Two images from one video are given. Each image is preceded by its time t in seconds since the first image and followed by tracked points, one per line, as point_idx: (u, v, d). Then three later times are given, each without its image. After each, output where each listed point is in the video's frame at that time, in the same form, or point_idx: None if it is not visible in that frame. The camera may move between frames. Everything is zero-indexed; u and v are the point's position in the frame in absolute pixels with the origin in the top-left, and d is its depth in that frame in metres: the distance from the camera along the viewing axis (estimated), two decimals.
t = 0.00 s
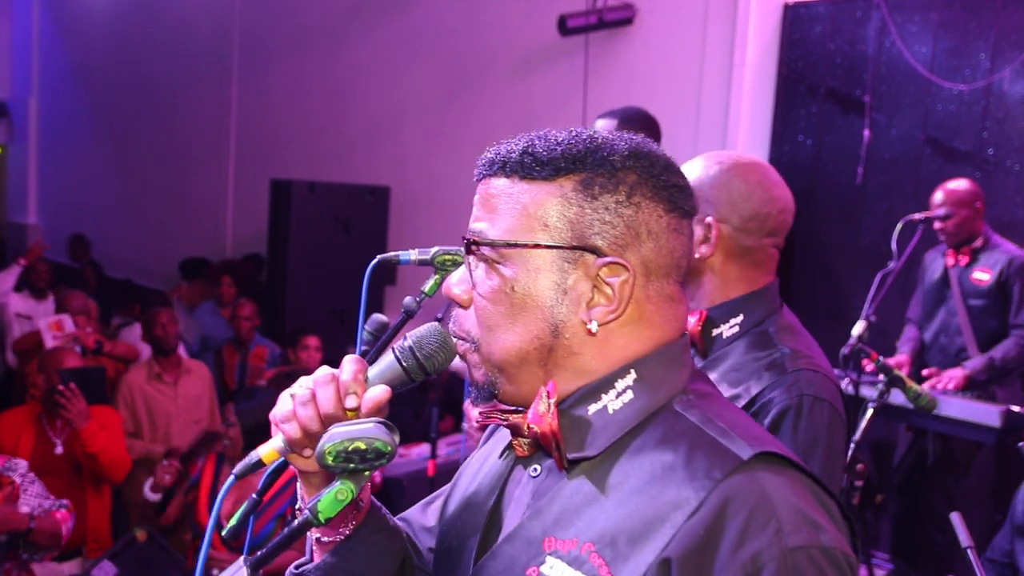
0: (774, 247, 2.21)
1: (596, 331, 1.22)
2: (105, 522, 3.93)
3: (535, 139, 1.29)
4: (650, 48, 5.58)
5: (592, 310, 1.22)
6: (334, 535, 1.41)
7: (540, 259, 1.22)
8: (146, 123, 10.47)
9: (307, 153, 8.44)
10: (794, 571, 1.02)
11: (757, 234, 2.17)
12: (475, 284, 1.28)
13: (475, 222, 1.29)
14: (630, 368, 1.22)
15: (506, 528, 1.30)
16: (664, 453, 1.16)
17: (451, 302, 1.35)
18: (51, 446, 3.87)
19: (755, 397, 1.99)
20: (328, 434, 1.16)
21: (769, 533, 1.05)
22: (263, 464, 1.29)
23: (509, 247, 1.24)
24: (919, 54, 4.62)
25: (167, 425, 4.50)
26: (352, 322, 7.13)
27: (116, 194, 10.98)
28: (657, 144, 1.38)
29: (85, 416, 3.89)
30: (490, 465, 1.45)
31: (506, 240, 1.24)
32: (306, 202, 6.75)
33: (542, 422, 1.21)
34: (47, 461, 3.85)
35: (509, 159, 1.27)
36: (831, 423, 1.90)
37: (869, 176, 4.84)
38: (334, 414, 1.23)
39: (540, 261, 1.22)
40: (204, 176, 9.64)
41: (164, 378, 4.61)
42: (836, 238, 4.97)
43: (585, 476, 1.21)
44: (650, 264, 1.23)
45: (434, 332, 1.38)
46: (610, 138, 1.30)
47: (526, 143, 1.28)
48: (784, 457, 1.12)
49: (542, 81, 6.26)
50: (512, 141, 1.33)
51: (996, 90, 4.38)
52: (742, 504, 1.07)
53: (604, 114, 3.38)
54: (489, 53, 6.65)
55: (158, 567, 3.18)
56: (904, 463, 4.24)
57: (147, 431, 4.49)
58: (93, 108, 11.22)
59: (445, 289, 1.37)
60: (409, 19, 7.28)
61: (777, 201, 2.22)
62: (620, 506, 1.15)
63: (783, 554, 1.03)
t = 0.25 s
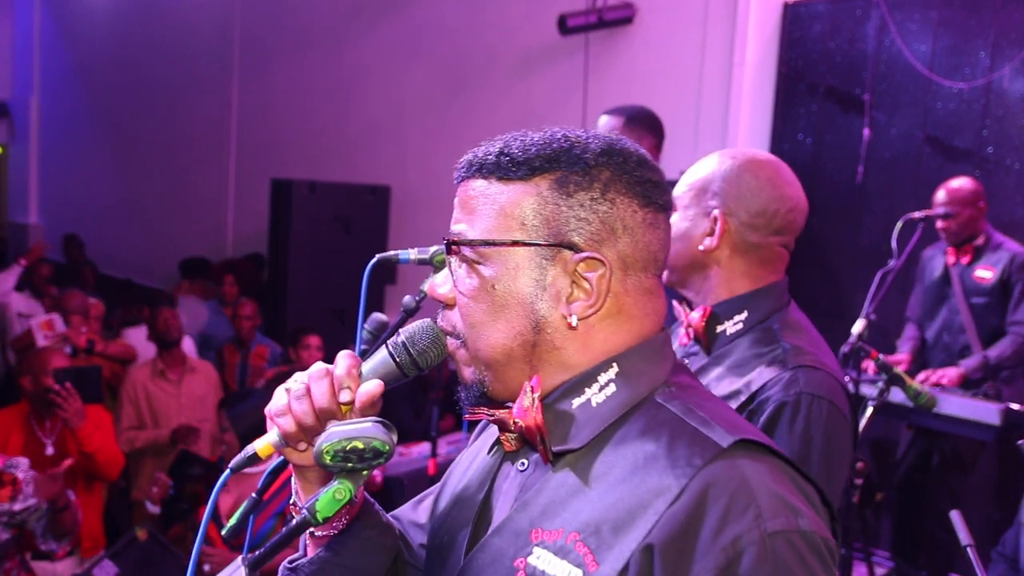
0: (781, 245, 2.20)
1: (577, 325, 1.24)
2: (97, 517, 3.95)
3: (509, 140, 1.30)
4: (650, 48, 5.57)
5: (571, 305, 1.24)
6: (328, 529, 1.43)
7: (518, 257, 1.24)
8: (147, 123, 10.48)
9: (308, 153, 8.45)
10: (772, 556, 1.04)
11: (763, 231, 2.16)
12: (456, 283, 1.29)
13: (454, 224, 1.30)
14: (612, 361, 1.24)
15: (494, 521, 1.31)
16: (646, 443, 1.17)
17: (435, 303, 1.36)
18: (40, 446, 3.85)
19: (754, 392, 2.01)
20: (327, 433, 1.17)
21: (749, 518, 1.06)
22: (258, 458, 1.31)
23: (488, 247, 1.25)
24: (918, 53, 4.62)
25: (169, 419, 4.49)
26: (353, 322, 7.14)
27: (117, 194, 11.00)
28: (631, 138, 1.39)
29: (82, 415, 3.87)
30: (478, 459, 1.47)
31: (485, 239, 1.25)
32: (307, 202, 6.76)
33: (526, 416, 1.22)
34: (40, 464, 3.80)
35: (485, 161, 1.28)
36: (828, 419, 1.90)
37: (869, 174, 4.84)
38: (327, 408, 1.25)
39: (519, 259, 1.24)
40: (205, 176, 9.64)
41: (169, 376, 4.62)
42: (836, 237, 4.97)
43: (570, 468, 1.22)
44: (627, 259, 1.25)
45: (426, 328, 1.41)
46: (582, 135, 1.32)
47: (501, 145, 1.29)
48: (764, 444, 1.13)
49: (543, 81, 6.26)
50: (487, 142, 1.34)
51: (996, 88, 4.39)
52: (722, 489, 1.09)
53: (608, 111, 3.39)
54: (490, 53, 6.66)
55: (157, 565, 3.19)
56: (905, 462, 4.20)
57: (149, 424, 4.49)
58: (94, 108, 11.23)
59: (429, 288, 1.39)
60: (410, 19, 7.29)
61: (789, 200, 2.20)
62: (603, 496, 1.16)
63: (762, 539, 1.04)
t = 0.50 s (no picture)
0: (787, 246, 2.19)
1: (571, 324, 1.24)
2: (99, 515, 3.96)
3: (501, 142, 1.30)
4: (650, 46, 5.59)
5: (565, 304, 1.23)
6: (331, 535, 1.42)
7: (512, 258, 1.24)
8: (148, 122, 10.48)
9: (309, 152, 8.45)
10: (765, 547, 1.05)
11: (768, 232, 2.16)
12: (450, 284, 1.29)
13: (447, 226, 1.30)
14: (605, 359, 1.24)
15: (490, 518, 1.30)
16: (639, 438, 1.17)
17: (430, 304, 1.35)
18: (34, 444, 3.81)
19: (758, 388, 2.00)
20: (328, 431, 1.17)
21: (742, 509, 1.07)
22: (262, 467, 1.30)
23: (482, 248, 1.25)
24: (919, 51, 4.62)
25: (173, 421, 4.50)
26: (353, 320, 7.15)
27: (118, 192, 11.00)
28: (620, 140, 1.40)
29: (78, 414, 3.91)
30: (475, 459, 1.45)
31: (478, 241, 1.25)
32: (307, 201, 6.75)
33: (521, 414, 1.23)
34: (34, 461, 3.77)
35: (477, 164, 1.28)
36: (833, 415, 1.90)
37: (870, 173, 4.84)
38: (331, 416, 1.25)
39: (513, 260, 1.24)
40: (205, 175, 9.64)
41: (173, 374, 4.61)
42: (837, 236, 4.97)
43: (564, 463, 1.21)
44: (619, 258, 1.25)
45: (425, 335, 1.37)
46: (572, 137, 1.32)
47: (492, 148, 1.29)
48: (756, 437, 1.14)
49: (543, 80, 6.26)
50: (478, 146, 1.34)
51: (997, 86, 4.38)
52: (716, 483, 1.09)
53: (612, 109, 3.40)
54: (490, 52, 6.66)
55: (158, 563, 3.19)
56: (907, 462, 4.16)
57: (153, 423, 4.49)
58: (94, 107, 11.23)
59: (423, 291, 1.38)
60: (410, 18, 7.28)
61: (796, 201, 2.20)
62: (597, 490, 1.16)
63: (755, 530, 1.05)
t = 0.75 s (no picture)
0: (795, 246, 2.19)
1: (575, 322, 1.24)
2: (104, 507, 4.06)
3: (512, 140, 1.30)
4: (651, 45, 5.59)
5: (570, 302, 1.24)
6: (335, 529, 1.43)
7: (519, 255, 1.24)
8: (148, 121, 10.48)
9: (309, 151, 8.45)
10: (767, 546, 1.04)
11: (776, 231, 2.16)
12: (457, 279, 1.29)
13: (455, 221, 1.30)
14: (608, 358, 1.24)
15: (493, 517, 1.30)
16: (643, 437, 1.17)
17: (436, 300, 1.35)
18: (36, 444, 3.85)
19: (762, 384, 2.01)
20: (327, 430, 1.17)
21: (745, 509, 1.06)
22: (267, 461, 1.32)
23: (489, 244, 1.25)
24: (920, 50, 4.62)
25: (176, 420, 4.50)
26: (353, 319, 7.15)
27: (118, 192, 11.00)
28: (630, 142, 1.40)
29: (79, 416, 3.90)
30: (478, 457, 1.45)
31: (486, 237, 1.25)
32: (308, 200, 6.75)
33: (524, 411, 1.21)
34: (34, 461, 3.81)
35: (488, 159, 1.28)
36: (837, 412, 1.90)
37: (871, 171, 4.83)
38: (335, 412, 1.25)
39: (520, 256, 1.24)
40: (206, 174, 9.64)
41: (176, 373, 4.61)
42: (838, 234, 4.97)
43: (567, 461, 1.22)
44: (625, 258, 1.25)
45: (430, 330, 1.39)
46: (584, 137, 1.32)
47: (504, 144, 1.29)
48: (759, 438, 1.14)
49: (544, 78, 6.25)
50: (490, 142, 1.34)
51: (998, 85, 4.38)
52: (717, 482, 1.09)
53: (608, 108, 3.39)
54: (490, 51, 6.66)
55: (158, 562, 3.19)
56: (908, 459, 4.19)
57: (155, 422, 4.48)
58: (95, 107, 11.24)
59: (429, 286, 1.38)
60: (410, 17, 7.28)
61: (805, 200, 2.19)
62: (601, 489, 1.16)
63: (757, 529, 1.05)
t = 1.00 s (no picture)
0: (803, 246, 2.20)
1: (573, 321, 1.24)
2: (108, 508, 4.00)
3: (509, 139, 1.30)
4: (651, 44, 5.60)
5: (569, 302, 1.24)
6: (332, 530, 1.43)
7: (517, 254, 1.24)
8: (149, 121, 10.48)
9: (310, 151, 8.45)
10: (766, 544, 1.04)
11: (785, 230, 2.16)
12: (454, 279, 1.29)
13: (452, 221, 1.29)
14: (605, 356, 1.24)
15: (493, 515, 1.30)
16: (641, 435, 1.17)
17: (432, 300, 1.35)
18: (44, 442, 3.85)
19: (761, 386, 2.01)
20: (327, 430, 1.17)
21: (743, 507, 1.06)
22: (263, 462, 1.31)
23: (488, 244, 1.25)
24: (920, 49, 4.61)
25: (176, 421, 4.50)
26: (354, 319, 7.16)
27: (120, 191, 11.01)
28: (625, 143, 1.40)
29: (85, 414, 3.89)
30: (475, 456, 1.45)
31: (484, 237, 1.25)
32: (309, 199, 6.75)
33: (522, 410, 1.23)
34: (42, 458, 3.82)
35: (485, 159, 1.28)
36: (836, 416, 1.90)
37: (872, 170, 4.83)
38: (333, 412, 1.24)
39: (518, 256, 1.24)
40: (207, 174, 9.65)
41: (175, 372, 4.60)
42: (839, 234, 4.97)
43: (565, 460, 1.22)
44: (623, 258, 1.26)
45: (427, 332, 1.35)
46: (581, 137, 1.32)
47: (501, 144, 1.29)
48: (757, 436, 1.14)
49: (544, 77, 6.26)
50: (487, 141, 1.34)
51: (998, 83, 4.37)
52: (716, 480, 1.09)
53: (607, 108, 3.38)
54: (490, 49, 6.66)
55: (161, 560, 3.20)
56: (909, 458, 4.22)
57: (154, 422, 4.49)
58: (96, 106, 11.25)
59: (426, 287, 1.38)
60: (411, 16, 7.28)
61: (813, 199, 2.19)
62: (599, 488, 1.16)
63: (756, 527, 1.05)
